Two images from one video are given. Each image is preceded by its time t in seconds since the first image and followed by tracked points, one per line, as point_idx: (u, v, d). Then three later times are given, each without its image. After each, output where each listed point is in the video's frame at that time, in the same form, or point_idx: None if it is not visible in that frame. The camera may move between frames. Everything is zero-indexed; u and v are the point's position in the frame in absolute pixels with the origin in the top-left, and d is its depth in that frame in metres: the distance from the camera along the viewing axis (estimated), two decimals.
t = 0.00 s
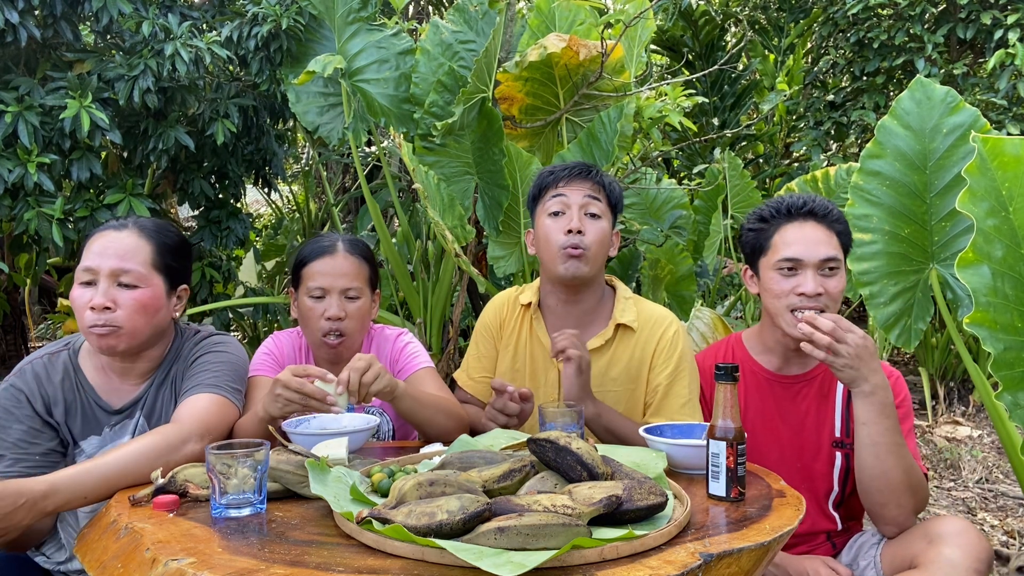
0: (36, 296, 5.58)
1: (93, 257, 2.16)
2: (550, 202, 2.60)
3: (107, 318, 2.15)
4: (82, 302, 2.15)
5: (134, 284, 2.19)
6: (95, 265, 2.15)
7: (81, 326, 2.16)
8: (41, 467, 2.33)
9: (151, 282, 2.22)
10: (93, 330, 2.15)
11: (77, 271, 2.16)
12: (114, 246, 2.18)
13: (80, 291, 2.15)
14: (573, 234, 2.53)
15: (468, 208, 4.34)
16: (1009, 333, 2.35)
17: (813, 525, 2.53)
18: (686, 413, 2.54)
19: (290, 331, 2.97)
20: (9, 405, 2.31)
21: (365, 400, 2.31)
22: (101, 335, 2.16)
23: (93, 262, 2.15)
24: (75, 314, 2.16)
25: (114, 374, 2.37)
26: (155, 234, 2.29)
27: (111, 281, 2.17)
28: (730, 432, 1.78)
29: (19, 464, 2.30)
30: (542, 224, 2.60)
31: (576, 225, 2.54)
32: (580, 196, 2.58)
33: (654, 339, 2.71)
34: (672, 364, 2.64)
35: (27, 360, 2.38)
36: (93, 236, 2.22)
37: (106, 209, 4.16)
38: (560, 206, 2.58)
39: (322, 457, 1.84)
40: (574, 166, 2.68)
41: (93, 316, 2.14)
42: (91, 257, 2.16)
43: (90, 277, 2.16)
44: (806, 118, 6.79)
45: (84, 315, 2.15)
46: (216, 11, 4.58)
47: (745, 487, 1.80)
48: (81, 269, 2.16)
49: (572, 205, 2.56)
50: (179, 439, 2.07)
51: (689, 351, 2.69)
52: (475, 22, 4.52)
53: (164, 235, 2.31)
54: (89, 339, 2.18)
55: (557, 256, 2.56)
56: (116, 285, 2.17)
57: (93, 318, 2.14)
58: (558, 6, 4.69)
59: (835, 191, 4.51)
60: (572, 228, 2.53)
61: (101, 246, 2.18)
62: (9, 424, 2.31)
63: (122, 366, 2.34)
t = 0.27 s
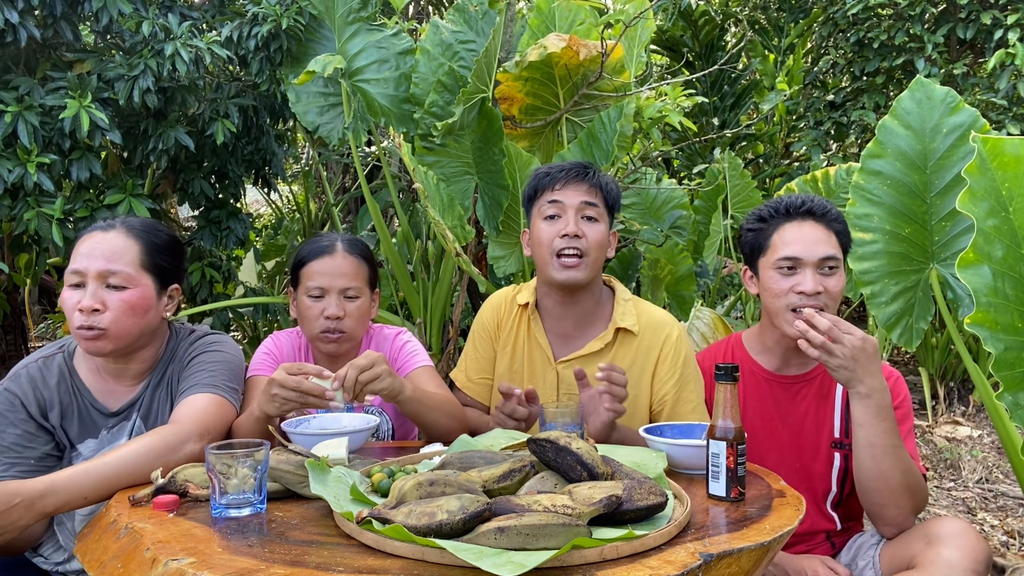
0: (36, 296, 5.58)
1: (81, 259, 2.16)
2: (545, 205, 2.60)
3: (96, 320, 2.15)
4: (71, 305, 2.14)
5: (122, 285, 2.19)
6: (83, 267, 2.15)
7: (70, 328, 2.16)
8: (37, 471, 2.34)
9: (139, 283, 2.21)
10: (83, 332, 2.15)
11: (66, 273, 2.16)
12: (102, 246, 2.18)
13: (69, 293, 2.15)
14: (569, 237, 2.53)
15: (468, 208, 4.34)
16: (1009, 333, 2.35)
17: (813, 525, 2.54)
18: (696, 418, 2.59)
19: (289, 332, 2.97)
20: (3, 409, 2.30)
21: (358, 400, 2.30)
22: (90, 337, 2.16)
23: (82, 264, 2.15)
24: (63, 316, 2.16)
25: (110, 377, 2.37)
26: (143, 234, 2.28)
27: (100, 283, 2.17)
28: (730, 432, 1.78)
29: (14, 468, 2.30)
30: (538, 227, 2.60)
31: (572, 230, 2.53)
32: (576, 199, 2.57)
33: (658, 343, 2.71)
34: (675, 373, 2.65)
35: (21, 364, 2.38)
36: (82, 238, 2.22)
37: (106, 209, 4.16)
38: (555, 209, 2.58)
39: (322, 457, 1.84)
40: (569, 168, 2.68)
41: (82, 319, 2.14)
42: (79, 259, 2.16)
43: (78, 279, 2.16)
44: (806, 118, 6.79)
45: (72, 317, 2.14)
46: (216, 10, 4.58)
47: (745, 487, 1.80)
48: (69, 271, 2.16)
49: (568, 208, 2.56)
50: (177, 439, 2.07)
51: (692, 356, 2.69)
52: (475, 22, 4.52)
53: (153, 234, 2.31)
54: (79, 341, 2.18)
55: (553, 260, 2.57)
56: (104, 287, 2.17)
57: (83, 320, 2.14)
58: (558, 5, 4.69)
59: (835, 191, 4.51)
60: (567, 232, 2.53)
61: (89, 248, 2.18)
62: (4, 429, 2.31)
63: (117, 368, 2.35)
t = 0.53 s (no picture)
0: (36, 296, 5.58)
1: (75, 263, 2.16)
2: (545, 210, 2.61)
3: (93, 324, 2.15)
4: (67, 309, 2.14)
5: (117, 289, 2.19)
6: (77, 272, 2.15)
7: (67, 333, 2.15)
8: (35, 474, 2.34)
9: (134, 285, 2.21)
10: (80, 336, 2.15)
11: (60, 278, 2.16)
12: (95, 250, 2.19)
13: (64, 298, 2.15)
14: (570, 244, 2.54)
15: (468, 208, 4.34)
16: (1009, 333, 2.35)
17: (812, 525, 2.54)
18: (699, 418, 2.59)
19: (289, 331, 2.97)
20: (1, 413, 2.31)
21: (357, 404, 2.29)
22: (87, 340, 2.16)
23: (76, 269, 2.15)
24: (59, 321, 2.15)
25: (108, 378, 2.37)
26: (136, 236, 2.28)
27: (94, 287, 2.17)
28: (730, 432, 1.78)
29: (12, 471, 2.30)
30: (538, 232, 2.61)
31: (572, 236, 2.54)
32: (576, 203, 2.57)
33: (662, 344, 2.71)
34: (678, 373, 2.65)
35: (19, 367, 2.38)
36: (75, 243, 2.22)
37: (106, 209, 4.17)
38: (555, 214, 2.58)
39: (322, 457, 1.84)
40: (570, 169, 2.67)
41: (79, 323, 2.14)
42: (73, 264, 2.16)
43: (73, 283, 2.16)
44: (806, 118, 6.78)
45: (69, 322, 2.14)
46: (217, 10, 4.58)
47: (745, 487, 1.79)
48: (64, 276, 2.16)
49: (568, 213, 2.57)
50: (176, 439, 2.07)
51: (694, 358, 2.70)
52: (475, 22, 4.52)
53: (146, 236, 2.31)
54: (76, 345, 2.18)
55: (554, 266, 2.58)
56: (99, 290, 2.17)
57: (79, 324, 2.14)
58: (558, 5, 4.69)
59: (835, 191, 4.51)
60: (568, 239, 2.54)
61: (82, 252, 2.18)
62: (3, 432, 2.31)
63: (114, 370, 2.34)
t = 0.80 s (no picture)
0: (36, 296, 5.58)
1: (76, 264, 2.16)
2: (541, 212, 2.60)
3: (95, 324, 2.15)
4: (68, 309, 2.14)
5: (119, 289, 2.19)
6: (79, 272, 2.15)
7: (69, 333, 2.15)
8: (38, 476, 2.34)
9: (136, 285, 2.21)
10: (82, 336, 2.15)
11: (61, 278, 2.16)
12: (97, 250, 2.19)
13: (65, 298, 2.15)
14: (566, 246, 2.54)
15: (468, 208, 4.33)
16: (1005, 335, 2.34)
17: (813, 525, 2.53)
18: (698, 417, 2.58)
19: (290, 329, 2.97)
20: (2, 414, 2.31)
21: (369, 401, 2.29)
22: (89, 340, 2.16)
23: (77, 269, 2.15)
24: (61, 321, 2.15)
25: (109, 379, 2.37)
26: (137, 236, 2.28)
27: (96, 287, 2.17)
28: (729, 432, 1.78)
29: (14, 473, 2.30)
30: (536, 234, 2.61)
31: (569, 238, 2.54)
32: (572, 204, 2.57)
33: (661, 343, 2.72)
34: (677, 372, 2.65)
35: (20, 368, 2.38)
36: (75, 243, 2.22)
37: (106, 209, 4.16)
38: (552, 216, 2.58)
39: (322, 457, 1.84)
40: (565, 168, 2.66)
41: (81, 323, 2.14)
42: (74, 264, 2.16)
43: (75, 283, 2.16)
44: (806, 118, 6.78)
45: (70, 322, 2.14)
46: (216, 10, 4.58)
47: (745, 487, 1.79)
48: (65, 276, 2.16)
49: (564, 215, 2.56)
50: (175, 440, 2.07)
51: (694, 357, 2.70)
52: (474, 23, 4.52)
53: (146, 236, 2.31)
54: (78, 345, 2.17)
55: (551, 269, 2.58)
56: (101, 290, 2.17)
57: (81, 324, 2.14)
58: (558, 6, 4.69)
59: (835, 192, 4.51)
60: (565, 242, 2.54)
61: (83, 253, 2.18)
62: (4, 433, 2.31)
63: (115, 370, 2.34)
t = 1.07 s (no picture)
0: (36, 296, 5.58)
1: (82, 263, 2.15)
2: (541, 205, 2.61)
3: (101, 325, 2.15)
4: (74, 309, 2.13)
5: (126, 289, 2.19)
6: (85, 272, 2.14)
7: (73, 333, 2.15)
8: (39, 476, 2.33)
9: (142, 286, 2.22)
10: (86, 337, 2.15)
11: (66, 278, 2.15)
12: (103, 250, 2.18)
13: (71, 298, 2.14)
14: (567, 237, 2.54)
15: (468, 208, 4.33)
16: (1004, 335, 2.34)
17: (814, 525, 2.53)
18: (697, 415, 2.57)
19: (292, 329, 2.97)
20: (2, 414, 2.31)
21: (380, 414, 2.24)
22: (94, 341, 2.16)
23: (83, 269, 2.14)
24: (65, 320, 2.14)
25: (109, 378, 2.37)
26: (141, 236, 2.28)
27: (103, 287, 2.17)
28: (730, 432, 1.78)
29: (15, 473, 2.29)
30: (535, 227, 2.61)
31: (569, 229, 2.54)
32: (571, 197, 2.58)
33: (659, 341, 2.71)
34: (676, 369, 2.65)
35: (20, 368, 2.38)
36: (78, 242, 2.21)
37: (105, 209, 4.16)
38: (552, 208, 2.58)
39: (322, 457, 1.84)
40: (563, 165, 2.67)
41: (86, 323, 2.14)
42: (79, 263, 2.15)
43: (81, 283, 2.15)
44: (806, 118, 6.77)
45: (75, 322, 2.14)
46: (216, 10, 4.58)
47: (745, 487, 1.79)
48: (69, 275, 2.15)
49: (564, 208, 2.57)
50: (175, 439, 2.07)
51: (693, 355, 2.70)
52: (474, 23, 4.52)
53: (150, 236, 2.31)
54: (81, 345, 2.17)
55: (552, 260, 2.57)
56: (107, 290, 2.17)
57: (86, 325, 2.14)
58: (558, 6, 4.69)
59: (835, 192, 4.51)
60: (565, 232, 2.54)
61: (88, 252, 2.17)
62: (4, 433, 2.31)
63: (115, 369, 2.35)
